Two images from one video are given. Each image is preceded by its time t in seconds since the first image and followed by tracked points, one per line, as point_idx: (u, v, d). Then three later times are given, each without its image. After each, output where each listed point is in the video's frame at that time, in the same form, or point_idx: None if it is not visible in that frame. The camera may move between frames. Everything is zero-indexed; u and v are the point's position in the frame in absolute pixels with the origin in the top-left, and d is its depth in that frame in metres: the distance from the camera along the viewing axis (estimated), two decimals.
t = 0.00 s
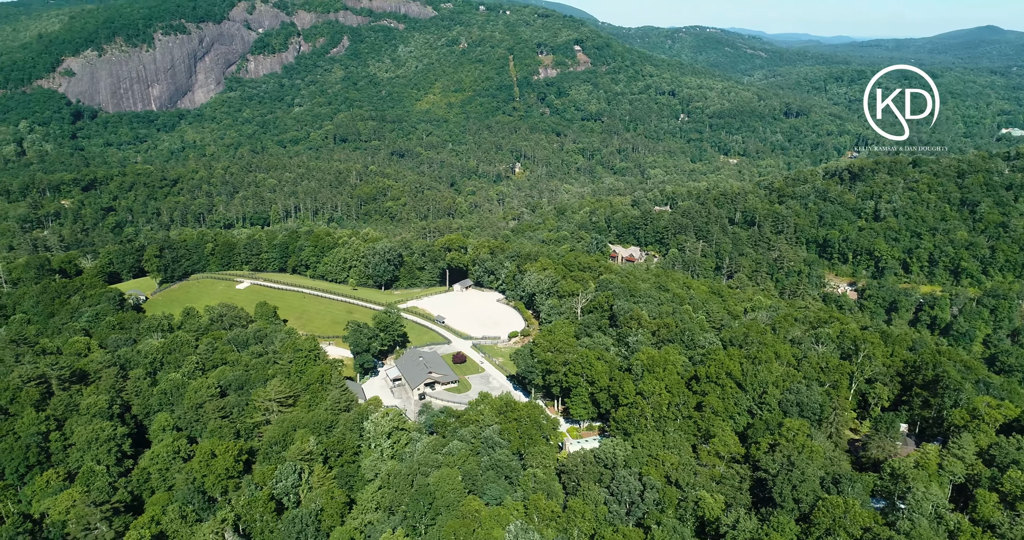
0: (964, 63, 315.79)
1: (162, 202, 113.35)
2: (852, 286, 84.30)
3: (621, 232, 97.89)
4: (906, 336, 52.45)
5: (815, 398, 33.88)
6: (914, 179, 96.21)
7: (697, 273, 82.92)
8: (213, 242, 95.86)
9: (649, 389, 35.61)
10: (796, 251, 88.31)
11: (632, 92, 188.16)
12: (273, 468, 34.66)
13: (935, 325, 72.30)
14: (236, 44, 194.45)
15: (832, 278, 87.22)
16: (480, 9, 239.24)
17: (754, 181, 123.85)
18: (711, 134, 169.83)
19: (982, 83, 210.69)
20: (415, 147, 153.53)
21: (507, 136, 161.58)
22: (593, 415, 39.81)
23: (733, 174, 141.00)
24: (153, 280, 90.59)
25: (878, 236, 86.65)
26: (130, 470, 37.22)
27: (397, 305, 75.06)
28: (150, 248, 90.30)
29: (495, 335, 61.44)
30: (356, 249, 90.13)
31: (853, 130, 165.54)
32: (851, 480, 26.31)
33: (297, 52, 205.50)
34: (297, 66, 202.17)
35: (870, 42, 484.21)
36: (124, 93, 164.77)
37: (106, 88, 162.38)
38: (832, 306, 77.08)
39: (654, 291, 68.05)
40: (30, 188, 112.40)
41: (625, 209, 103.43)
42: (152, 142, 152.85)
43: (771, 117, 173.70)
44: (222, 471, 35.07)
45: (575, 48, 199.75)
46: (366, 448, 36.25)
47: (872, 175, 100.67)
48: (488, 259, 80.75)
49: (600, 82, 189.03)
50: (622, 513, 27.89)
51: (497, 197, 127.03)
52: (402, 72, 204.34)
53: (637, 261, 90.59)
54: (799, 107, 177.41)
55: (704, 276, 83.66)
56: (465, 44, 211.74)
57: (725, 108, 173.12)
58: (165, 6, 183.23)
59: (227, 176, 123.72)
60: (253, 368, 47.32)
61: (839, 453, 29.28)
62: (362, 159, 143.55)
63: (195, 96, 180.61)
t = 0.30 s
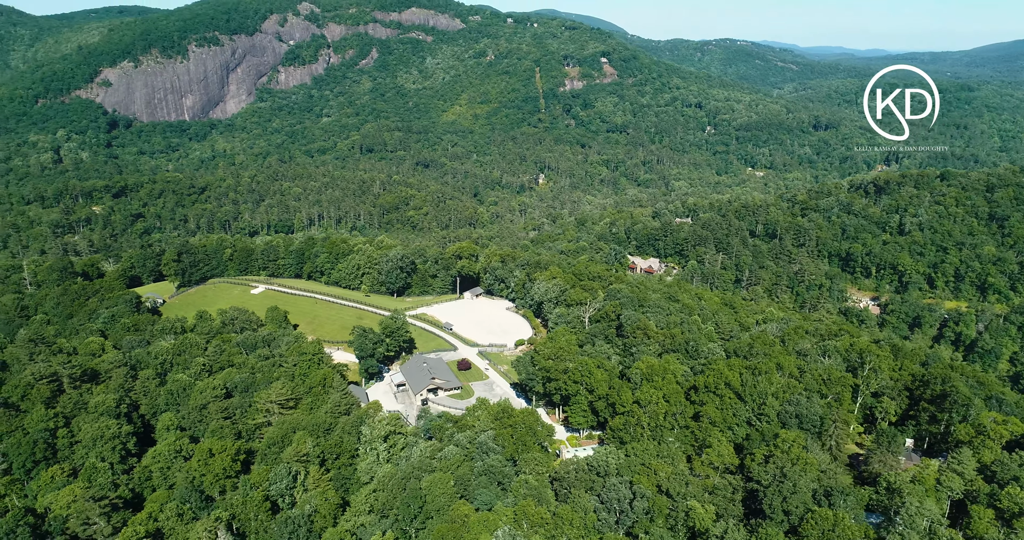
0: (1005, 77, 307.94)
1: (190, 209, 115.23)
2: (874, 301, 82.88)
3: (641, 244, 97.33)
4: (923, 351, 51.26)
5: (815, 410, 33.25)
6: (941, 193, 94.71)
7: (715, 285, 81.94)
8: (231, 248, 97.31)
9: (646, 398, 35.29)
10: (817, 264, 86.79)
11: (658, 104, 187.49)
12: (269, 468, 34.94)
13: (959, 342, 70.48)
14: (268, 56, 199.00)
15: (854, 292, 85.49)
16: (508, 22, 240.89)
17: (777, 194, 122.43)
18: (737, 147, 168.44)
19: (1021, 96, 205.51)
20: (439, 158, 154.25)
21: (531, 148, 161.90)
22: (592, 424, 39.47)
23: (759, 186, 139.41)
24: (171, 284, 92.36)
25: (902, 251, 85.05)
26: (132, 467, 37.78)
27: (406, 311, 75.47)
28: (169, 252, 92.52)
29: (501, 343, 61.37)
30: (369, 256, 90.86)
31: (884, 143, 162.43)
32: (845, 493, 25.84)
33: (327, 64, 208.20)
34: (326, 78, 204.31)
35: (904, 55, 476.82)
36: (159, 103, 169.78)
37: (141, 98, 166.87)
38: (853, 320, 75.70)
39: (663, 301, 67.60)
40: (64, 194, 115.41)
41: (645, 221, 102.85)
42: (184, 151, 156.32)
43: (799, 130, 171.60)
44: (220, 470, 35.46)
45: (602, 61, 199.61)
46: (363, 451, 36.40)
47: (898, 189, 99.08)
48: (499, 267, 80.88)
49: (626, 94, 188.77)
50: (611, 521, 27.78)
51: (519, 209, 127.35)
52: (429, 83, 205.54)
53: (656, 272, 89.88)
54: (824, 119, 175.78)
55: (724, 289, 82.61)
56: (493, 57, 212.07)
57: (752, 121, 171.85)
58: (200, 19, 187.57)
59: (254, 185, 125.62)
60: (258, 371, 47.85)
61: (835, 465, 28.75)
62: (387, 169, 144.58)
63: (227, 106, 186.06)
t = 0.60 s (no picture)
0: None
1: (217, 216, 117.10)
2: (899, 315, 81.06)
3: (661, 255, 96.59)
4: (940, 366, 49.93)
5: (815, 421, 32.66)
6: (970, 207, 92.74)
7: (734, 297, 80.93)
8: (251, 253, 98.86)
9: (644, 407, 34.97)
10: (840, 278, 85.14)
11: (685, 116, 186.22)
12: (267, 468, 35.28)
13: (987, 360, 68.48)
14: (298, 68, 200.34)
15: (878, 306, 83.77)
16: (536, 34, 241.82)
17: (802, 207, 120.64)
18: (765, 160, 166.09)
19: None
20: (464, 169, 154.73)
21: (557, 159, 161.85)
22: (591, 432, 39.18)
23: (786, 199, 137.39)
24: (190, 288, 94.00)
25: (928, 265, 83.28)
26: (137, 464, 38.42)
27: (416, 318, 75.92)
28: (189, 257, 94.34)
29: (509, 351, 61.34)
30: (384, 263, 91.70)
31: (917, 157, 158.95)
32: (838, 505, 25.44)
33: (357, 76, 208.12)
34: (356, 89, 205.02)
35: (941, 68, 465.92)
36: (192, 113, 174.07)
37: (175, 109, 170.94)
38: (876, 335, 74.20)
39: (675, 311, 67.02)
40: (98, 201, 118.51)
41: (666, 233, 102.20)
42: (215, 160, 159.80)
43: (829, 143, 168.69)
44: (219, 469, 35.91)
45: (629, 72, 199.35)
46: (360, 455, 36.65)
47: (926, 202, 97.25)
48: (511, 275, 81.05)
49: (652, 106, 188.37)
50: (602, 530, 27.48)
51: (541, 219, 127.36)
52: (457, 94, 205.33)
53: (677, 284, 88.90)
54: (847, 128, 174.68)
55: (743, 302, 81.48)
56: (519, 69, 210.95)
57: (780, 133, 169.80)
58: (234, 31, 192.16)
59: (281, 193, 127.40)
60: (265, 373, 48.44)
61: (830, 477, 28.22)
62: (412, 179, 145.39)
63: (258, 116, 189.03)
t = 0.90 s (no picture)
0: None
1: (241, 222, 118.68)
2: (922, 329, 79.49)
3: (680, 265, 95.73)
4: (955, 381, 48.80)
5: (813, 431, 32.11)
6: (998, 220, 90.81)
7: (752, 308, 79.72)
8: (267, 258, 100.02)
9: (641, 414, 34.66)
10: (862, 290, 83.62)
11: (711, 126, 184.15)
12: (264, 468, 35.52)
13: (1013, 376, 66.62)
14: (326, 77, 202.34)
15: (901, 319, 82.17)
16: (562, 44, 241.91)
17: (820, 218, 119.43)
18: (791, 170, 163.11)
19: None
20: (487, 178, 154.98)
21: (580, 168, 161.54)
22: (590, 439, 38.83)
23: (811, 210, 135.31)
24: (206, 291, 95.35)
25: (953, 278, 81.57)
26: (140, 462, 38.96)
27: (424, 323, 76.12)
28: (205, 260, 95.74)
29: (515, 358, 61.18)
30: (397, 268, 92.14)
31: (947, 169, 155.52)
32: (828, 517, 25.18)
33: (383, 85, 210.57)
34: (382, 98, 207.73)
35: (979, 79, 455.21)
36: (222, 121, 178.03)
37: (206, 117, 174.59)
38: (896, 349, 72.74)
39: (683, 320, 66.35)
40: (126, 206, 120.86)
41: (685, 242, 101.30)
42: (243, 167, 162.67)
43: (858, 154, 165.03)
44: (219, 468, 36.21)
45: (654, 83, 199.01)
46: (357, 457, 36.80)
47: (953, 214, 95.54)
48: (522, 283, 81.16)
49: (678, 116, 187.27)
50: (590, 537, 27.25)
51: (562, 228, 127.29)
52: (482, 104, 206.32)
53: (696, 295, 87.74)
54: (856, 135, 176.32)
55: (763, 313, 80.32)
56: (545, 78, 211.51)
57: (807, 144, 167.11)
58: (264, 41, 195.32)
59: (304, 200, 128.81)
60: (270, 375, 48.87)
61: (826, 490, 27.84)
62: (435, 187, 145.92)
63: (286, 125, 192.12)
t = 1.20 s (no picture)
0: None
1: (263, 225, 120.08)
2: (944, 339, 77.86)
3: (698, 271, 94.67)
4: (968, 391, 47.77)
5: (810, 437, 31.53)
6: None
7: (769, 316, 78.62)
8: (282, 260, 101.02)
9: (636, 417, 34.36)
10: (882, 298, 82.16)
11: (735, 133, 181.53)
12: (260, 466, 35.81)
13: None
14: (352, 84, 205.31)
15: (922, 329, 80.62)
16: (587, 51, 241.49)
17: (840, 226, 117.75)
18: (817, 178, 159.46)
19: None
20: (509, 184, 155.00)
21: (602, 174, 160.87)
22: (587, 442, 38.65)
23: (835, 217, 133.03)
24: (220, 292, 96.53)
25: (977, 287, 79.82)
26: (142, 457, 39.50)
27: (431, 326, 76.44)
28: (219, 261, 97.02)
29: (519, 361, 61.16)
30: (408, 271, 92.52)
31: (978, 178, 151.70)
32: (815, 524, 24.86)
33: (408, 91, 210.68)
34: (407, 104, 207.70)
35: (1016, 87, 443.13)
36: (249, 126, 181.23)
37: (233, 123, 178.35)
38: (916, 360, 71.26)
39: (691, 325, 65.66)
40: (152, 209, 123.04)
41: (704, 250, 100.24)
42: (268, 172, 164.94)
43: (885, 161, 160.96)
44: (216, 464, 36.55)
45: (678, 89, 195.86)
46: (353, 456, 36.96)
47: (978, 222, 93.83)
48: (531, 287, 81.37)
49: (702, 123, 185.05)
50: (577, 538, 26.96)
51: (582, 234, 126.90)
52: (505, 110, 206.33)
53: (713, 302, 86.58)
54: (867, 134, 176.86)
55: (780, 320, 79.28)
56: (568, 84, 211.15)
57: (833, 151, 163.30)
58: (291, 48, 198.74)
59: (326, 205, 129.95)
60: (273, 373, 49.42)
61: (817, 497, 27.44)
62: (456, 192, 146.22)
63: (311, 131, 194.94)
